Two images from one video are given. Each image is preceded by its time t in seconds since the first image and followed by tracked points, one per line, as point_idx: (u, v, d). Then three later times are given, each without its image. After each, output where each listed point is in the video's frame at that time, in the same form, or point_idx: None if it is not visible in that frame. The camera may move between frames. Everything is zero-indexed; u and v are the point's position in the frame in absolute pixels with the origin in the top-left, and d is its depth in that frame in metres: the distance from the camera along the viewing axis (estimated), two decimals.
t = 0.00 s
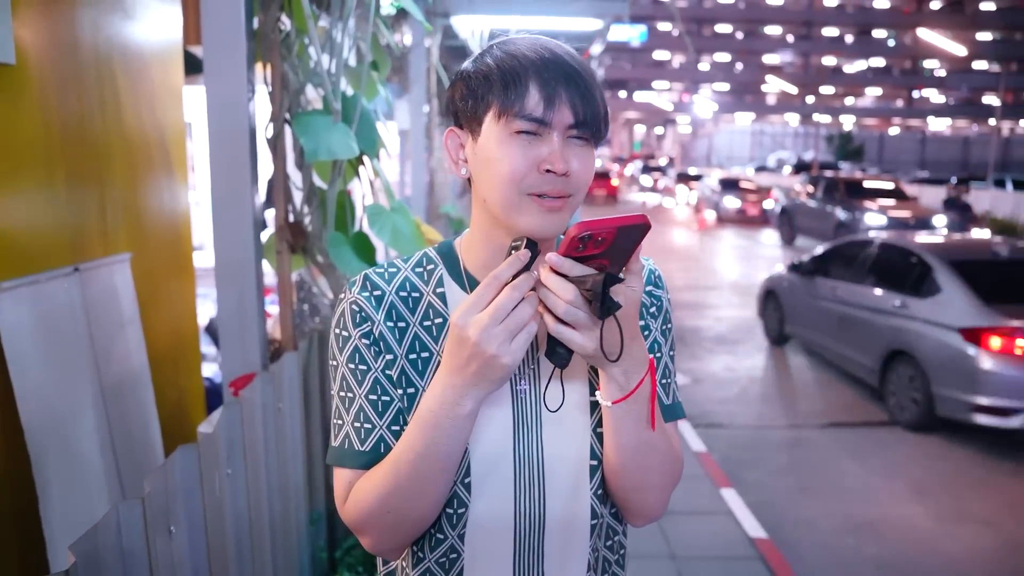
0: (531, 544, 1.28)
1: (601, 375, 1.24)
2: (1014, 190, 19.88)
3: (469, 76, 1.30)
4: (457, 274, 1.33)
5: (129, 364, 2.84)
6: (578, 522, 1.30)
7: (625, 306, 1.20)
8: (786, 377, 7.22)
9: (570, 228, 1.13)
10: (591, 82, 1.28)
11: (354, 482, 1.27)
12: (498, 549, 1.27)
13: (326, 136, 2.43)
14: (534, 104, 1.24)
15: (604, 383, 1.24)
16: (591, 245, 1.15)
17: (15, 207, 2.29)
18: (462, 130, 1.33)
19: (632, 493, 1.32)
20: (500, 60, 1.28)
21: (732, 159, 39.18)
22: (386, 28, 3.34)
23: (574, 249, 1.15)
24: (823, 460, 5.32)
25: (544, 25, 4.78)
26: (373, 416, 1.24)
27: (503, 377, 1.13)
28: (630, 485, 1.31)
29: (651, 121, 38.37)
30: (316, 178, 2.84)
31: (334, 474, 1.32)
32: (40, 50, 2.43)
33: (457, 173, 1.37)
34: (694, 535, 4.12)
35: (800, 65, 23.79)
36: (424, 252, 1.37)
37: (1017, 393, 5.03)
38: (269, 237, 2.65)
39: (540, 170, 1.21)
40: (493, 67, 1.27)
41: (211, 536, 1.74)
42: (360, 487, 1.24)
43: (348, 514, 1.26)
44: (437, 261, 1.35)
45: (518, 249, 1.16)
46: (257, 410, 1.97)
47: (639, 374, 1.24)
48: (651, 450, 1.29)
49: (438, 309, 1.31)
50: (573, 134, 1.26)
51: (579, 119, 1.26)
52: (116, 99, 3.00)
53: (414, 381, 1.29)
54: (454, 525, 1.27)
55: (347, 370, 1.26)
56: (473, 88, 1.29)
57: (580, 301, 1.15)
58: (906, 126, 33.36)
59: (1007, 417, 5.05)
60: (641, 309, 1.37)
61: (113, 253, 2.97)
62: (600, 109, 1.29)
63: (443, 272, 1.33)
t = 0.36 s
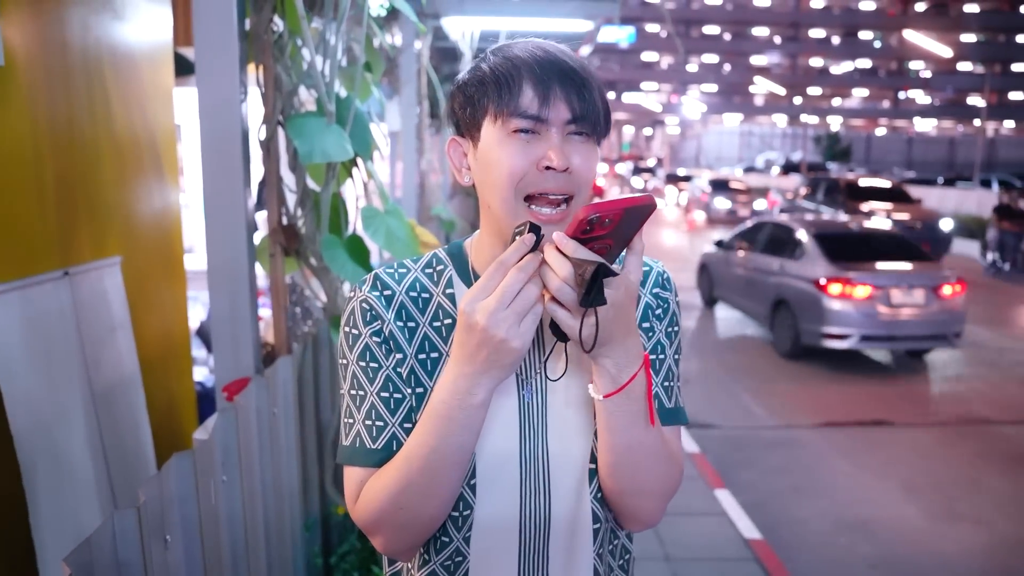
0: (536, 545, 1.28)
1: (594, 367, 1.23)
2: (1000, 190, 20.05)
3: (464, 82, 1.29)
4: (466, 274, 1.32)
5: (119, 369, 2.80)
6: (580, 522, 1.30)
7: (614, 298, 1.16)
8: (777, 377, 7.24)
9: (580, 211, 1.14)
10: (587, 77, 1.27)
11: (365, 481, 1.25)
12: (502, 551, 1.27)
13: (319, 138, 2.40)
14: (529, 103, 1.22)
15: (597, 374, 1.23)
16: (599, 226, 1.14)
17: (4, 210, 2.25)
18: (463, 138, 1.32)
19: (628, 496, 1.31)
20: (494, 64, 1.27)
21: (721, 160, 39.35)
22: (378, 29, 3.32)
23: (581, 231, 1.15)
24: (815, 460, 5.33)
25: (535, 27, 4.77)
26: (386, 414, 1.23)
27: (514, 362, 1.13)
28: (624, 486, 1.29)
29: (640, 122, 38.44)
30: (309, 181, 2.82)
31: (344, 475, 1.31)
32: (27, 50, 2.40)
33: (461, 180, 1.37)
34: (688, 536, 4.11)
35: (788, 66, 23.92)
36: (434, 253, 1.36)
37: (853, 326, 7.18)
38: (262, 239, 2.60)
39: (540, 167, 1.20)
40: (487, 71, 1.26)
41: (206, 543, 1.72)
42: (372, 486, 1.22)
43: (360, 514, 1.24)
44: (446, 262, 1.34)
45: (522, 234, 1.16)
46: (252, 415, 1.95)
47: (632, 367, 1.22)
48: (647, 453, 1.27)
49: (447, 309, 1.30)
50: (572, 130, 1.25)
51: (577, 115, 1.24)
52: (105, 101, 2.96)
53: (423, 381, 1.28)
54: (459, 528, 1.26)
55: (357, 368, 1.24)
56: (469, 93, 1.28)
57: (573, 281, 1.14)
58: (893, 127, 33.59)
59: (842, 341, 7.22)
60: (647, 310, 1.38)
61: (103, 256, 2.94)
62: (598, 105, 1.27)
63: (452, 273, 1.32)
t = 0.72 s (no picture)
0: (527, 541, 1.29)
1: (571, 357, 1.22)
2: (992, 187, 20.18)
3: (451, 80, 1.29)
4: (458, 274, 1.32)
5: (113, 369, 2.79)
6: (567, 518, 1.30)
7: (595, 285, 1.17)
8: (771, 376, 7.25)
9: (563, 198, 1.13)
10: (573, 75, 1.27)
11: (366, 482, 1.25)
12: (496, 548, 1.28)
13: (313, 136, 2.40)
14: (515, 100, 1.23)
15: (575, 364, 1.22)
16: (583, 213, 1.13)
17: None
18: (451, 136, 1.32)
19: (609, 493, 1.28)
20: (480, 62, 1.27)
21: (715, 159, 39.45)
22: (373, 28, 3.32)
23: (565, 217, 1.13)
24: (810, 458, 5.35)
25: (530, 26, 4.77)
26: (384, 413, 1.24)
27: (508, 352, 1.14)
28: (605, 483, 1.27)
29: (635, 121, 38.47)
30: (303, 180, 2.81)
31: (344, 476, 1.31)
32: (19, 50, 2.39)
33: (450, 178, 1.36)
34: (684, 535, 4.12)
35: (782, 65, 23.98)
36: (426, 252, 1.36)
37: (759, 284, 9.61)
38: (257, 239, 2.61)
39: (527, 164, 1.20)
40: (473, 69, 1.27)
41: (202, 543, 1.72)
42: (372, 485, 1.22)
43: (360, 515, 1.24)
44: (438, 261, 1.34)
45: (505, 226, 1.16)
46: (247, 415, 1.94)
47: (610, 355, 1.23)
48: (631, 448, 1.26)
49: (441, 308, 1.29)
50: (558, 127, 1.24)
51: (563, 112, 1.24)
52: (98, 101, 2.95)
53: (417, 382, 1.27)
54: (455, 525, 1.26)
55: (353, 369, 1.24)
56: (456, 90, 1.28)
57: (555, 266, 1.13)
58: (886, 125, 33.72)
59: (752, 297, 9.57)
60: (637, 307, 1.38)
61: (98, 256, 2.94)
62: (584, 103, 1.27)
63: (444, 272, 1.32)
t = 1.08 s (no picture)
0: (518, 534, 1.30)
1: (568, 360, 1.25)
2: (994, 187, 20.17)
3: (444, 78, 1.31)
4: (448, 269, 1.34)
5: (117, 368, 2.82)
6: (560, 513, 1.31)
7: (586, 292, 1.18)
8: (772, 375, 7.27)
9: (552, 208, 1.13)
10: (564, 74, 1.28)
11: (353, 476, 1.27)
12: (487, 542, 1.30)
13: (315, 135, 2.43)
14: (506, 100, 1.24)
15: (572, 368, 1.24)
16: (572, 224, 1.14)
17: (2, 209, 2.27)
18: (444, 133, 1.34)
19: (605, 489, 1.31)
20: (472, 61, 1.29)
21: (717, 159, 39.44)
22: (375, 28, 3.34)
23: (554, 228, 1.14)
24: (810, 458, 5.36)
25: (531, 27, 4.80)
26: (371, 409, 1.26)
27: (495, 358, 1.16)
28: (600, 477, 1.30)
29: (637, 121, 38.45)
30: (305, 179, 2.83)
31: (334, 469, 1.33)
32: (25, 51, 2.41)
33: (443, 175, 1.39)
34: (685, 534, 4.14)
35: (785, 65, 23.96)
36: (418, 248, 1.37)
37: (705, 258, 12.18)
38: (259, 238, 2.61)
39: (517, 165, 1.22)
40: (465, 68, 1.28)
41: (204, 538, 1.74)
42: (359, 478, 1.24)
43: (348, 508, 1.27)
44: (429, 256, 1.36)
45: (498, 231, 1.17)
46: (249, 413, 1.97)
47: (607, 360, 1.24)
48: (623, 443, 1.28)
49: (430, 303, 1.31)
50: (549, 127, 1.26)
51: (554, 112, 1.26)
52: (103, 102, 2.98)
53: (407, 376, 1.30)
54: (445, 518, 1.29)
55: (343, 364, 1.27)
56: (448, 89, 1.30)
57: (546, 276, 1.15)
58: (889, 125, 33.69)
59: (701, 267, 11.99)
60: (626, 303, 1.39)
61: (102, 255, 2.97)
62: (574, 101, 1.29)
63: (435, 268, 1.34)
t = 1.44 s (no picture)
0: (520, 524, 1.31)
1: (577, 348, 1.26)
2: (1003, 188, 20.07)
3: (452, 83, 1.32)
4: (449, 265, 1.36)
5: (123, 366, 2.84)
6: (562, 504, 1.32)
7: (601, 282, 1.19)
8: (777, 377, 7.26)
9: (583, 202, 1.17)
10: (571, 82, 1.30)
11: (359, 465, 1.29)
12: (489, 532, 1.31)
13: (321, 138, 2.45)
14: (518, 109, 1.26)
15: (580, 355, 1.26)
16: (598, 218, 1.18)
17: (11, 208, 2.30)
18: (449, 136, 1.35)
19: (608, 476, 1.33)
20: (481, 67, 1.30)
21: (723, 160, 39.40)
22: (379, 30, 3.36)
23: (582, 219, 1.17)
24: (815, 459, 5.36)
25: (535, 28, 4.81)
26: (378, 399, 1.28)
27: (503, 339, 1.17)
28: (603, 464, 1.32)
29: (643, 123, 38.42)
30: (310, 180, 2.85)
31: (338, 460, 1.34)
32: (35, 52, 2.44)
33: (447, 177, 1.40)
34: (687, 535, 4.14)
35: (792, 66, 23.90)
36: (417, 245, 1.39)
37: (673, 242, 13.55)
38: (264, 238, 2.68)
39: (529, 174, 1.24)
40: (474, 75, 1.29)
41: (208, 532, 1.76)
42: (365, 468, 1.26)
43: (354, 497, 1.28)
44: (430, 253, 1.37)
45: (511, 219, 1.20)
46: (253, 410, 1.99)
47: (614, 349, 1.26)
48: (624, 430, 1.30)
49: (433, 298, 1.33)
50: (558, 134, 1.28)
51: (563, 120, 1.28)
52: (111, 104, 3.01)
53: (412, 367, 1.32)
54: (448, 509, 1.29)
55: (348, 356, 1.27)
56: (456, 94, 1.31)
57: (565, 263, 1.16)
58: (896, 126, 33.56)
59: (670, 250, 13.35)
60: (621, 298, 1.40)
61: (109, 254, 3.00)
62: (582, 108, 1.31)
63: (436, 264, 1.36)
